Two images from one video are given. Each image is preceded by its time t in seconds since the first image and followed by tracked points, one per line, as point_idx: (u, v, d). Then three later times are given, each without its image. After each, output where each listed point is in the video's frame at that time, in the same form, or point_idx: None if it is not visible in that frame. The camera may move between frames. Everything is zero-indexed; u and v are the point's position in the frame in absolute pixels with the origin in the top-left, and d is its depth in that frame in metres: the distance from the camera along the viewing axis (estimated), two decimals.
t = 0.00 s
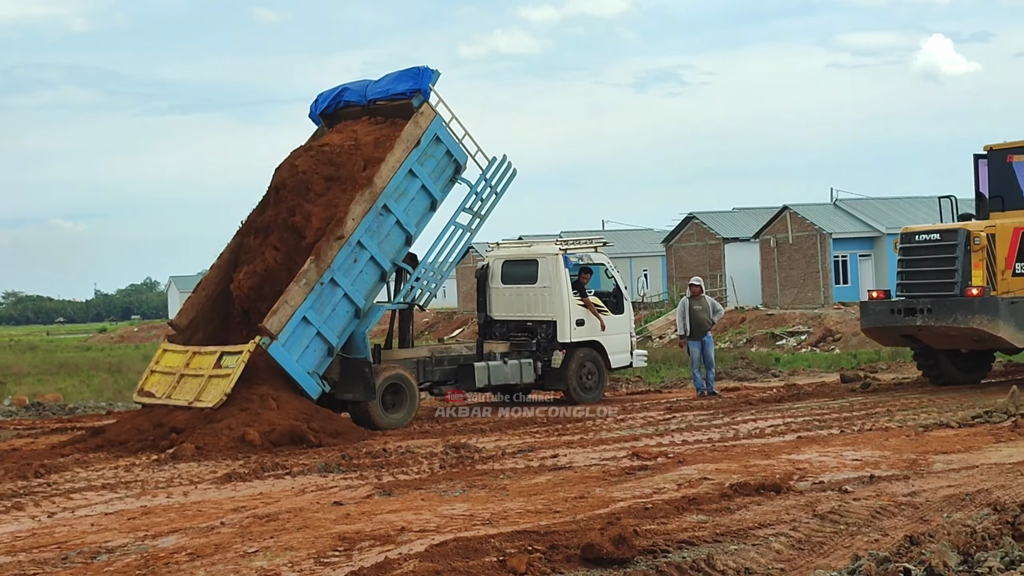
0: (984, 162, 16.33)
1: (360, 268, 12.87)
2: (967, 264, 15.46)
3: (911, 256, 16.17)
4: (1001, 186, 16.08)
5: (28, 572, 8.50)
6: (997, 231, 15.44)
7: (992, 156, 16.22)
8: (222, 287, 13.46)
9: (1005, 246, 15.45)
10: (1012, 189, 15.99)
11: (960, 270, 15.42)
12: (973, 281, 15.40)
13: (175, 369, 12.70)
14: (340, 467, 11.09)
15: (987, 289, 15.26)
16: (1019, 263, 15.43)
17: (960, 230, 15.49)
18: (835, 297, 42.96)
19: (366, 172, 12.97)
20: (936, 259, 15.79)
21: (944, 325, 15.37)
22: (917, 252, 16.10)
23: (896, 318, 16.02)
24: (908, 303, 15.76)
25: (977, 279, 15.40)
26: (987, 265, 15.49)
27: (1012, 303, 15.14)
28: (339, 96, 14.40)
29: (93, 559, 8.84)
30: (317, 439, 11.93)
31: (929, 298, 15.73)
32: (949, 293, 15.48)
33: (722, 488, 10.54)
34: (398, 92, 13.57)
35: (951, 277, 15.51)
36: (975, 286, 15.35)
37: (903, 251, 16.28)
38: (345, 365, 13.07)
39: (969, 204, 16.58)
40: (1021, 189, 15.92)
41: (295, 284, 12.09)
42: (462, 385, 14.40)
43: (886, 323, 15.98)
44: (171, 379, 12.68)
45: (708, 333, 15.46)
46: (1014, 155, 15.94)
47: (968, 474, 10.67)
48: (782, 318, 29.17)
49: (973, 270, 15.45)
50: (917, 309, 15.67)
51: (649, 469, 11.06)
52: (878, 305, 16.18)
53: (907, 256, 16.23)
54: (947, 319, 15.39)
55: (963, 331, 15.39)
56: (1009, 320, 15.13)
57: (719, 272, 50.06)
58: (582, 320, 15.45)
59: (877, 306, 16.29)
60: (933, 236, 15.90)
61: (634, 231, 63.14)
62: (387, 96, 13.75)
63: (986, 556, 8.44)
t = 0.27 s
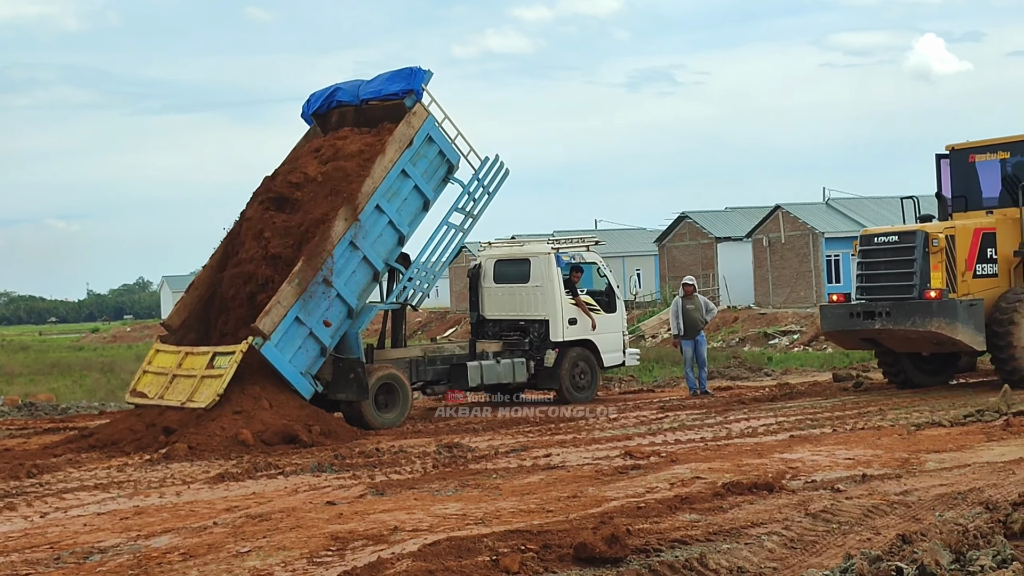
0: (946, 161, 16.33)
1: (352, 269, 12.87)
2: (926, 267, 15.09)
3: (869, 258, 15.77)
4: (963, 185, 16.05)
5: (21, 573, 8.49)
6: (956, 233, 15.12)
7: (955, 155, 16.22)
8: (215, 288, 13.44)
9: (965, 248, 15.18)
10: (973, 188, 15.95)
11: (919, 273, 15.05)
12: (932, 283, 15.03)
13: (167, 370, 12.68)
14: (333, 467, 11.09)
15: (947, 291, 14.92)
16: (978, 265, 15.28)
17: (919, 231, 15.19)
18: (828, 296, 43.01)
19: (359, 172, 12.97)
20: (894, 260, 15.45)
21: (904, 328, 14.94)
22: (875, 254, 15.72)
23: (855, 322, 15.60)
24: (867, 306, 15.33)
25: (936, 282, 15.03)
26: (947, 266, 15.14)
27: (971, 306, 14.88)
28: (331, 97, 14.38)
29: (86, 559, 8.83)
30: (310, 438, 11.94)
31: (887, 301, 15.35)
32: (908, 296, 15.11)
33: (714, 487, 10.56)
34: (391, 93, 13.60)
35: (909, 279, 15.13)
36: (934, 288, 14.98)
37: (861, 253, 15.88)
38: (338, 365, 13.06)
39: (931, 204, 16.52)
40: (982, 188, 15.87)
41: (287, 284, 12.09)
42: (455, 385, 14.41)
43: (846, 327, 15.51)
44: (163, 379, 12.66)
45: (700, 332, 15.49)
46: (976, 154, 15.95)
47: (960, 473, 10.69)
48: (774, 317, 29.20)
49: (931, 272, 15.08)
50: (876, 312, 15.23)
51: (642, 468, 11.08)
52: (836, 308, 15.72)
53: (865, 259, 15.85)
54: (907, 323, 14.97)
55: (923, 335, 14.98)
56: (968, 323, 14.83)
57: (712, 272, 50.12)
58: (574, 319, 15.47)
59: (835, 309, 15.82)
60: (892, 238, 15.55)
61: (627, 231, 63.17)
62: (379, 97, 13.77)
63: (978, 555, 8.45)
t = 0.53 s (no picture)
0: (906, 161, 16.22)
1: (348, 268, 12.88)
2: (886, 267, 14.93)
3: (829, 260, 15.62)
4: (923, 185, 15.90)
5: (14, 573, 8.49)
6: (915, 233, 14.98)
7: (915, 155, 16.10)
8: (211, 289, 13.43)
9: (926, 248, 15.03)
10: (932, 188, 15.79)
11: (879, 273, 14.90)
12: (892, 284, 14.88)
13: (162, 368, 12.67)
14: (327, 466, 11.09)
15: (906, 292, 14.77)
16: (939, 265, 15.13)
17: (878, 231, 15.02)
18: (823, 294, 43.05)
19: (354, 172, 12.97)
20: (854, 262, 15.28)
21: (863, 330, 14.74)
22: (835, 255, 15.56)
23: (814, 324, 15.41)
24: (826, 308, 15.13)
25: (896, 283, 14.88)
26: (907, 267, 14.99)
27: (930, 307, 14.69)
28: (325, 97, 14.32)
29: (79, 559, 8.83)
30: (304, 438, 11.94)
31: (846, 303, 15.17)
32: (868, 298, 14.95)
33: (708, 486, 10.57)
34: (386, 93, 13.58)
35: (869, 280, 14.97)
36: (894, 289, 14.84)
37: (821, 254, 15.73)
38: (334, 364, 13.06)
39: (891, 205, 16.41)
40: (942, 188, 15.71)
41: (282, 283, 12.10)
42: (450, 384, 14.41)
43: (806, 329, 15.32)
44: (158, 378, 12.66)
45: (695, 331, 15.50)
46: (935, 154, 15.81)
47: (953, 472, 10.70)
48: (768, 316, 29.24)
49: (891, 273, 14.92)
50: (836, 314, 15.03)
51: (635, 467, 11.09)
52: (795, 310, 15.52)
53: (825, 260, 15.69)
54: (865, 324, 14.78)
55: (882, 337, 14.78)
56: (928, 324, 14.65)
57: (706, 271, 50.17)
58: (569, 319, 15.47)
59: (794, 311, 15.62)
60: (851, 239, 15.40)
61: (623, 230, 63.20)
62: (374, 96, 13.75)
63: (970, 553, 8.47)
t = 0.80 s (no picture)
0: (870, 159, 16.07)
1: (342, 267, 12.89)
2: (850, 267, 14.75)
3: (793, 260, 15.48)
4: (886, 184, 15.76)
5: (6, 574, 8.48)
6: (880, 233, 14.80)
7: (878, 152, 15.91)
8: (206, 288, 13.43)
9: (889, 248, 14.87)
10: (895, 186, 15.64)
11: (843, 273, 14.73)
12: (856, 284, 14.72)
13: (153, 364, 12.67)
14: (320, 466, 11.09)
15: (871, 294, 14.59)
16: (903, 265, 14.98)
17: (842, 231, 14.86)
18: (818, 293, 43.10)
19: (349, 171, 12.99)
20: (818, 262, 15.13)
21: (826, 331, 14.62)
22: (798, 256, 15.42)
23: (777, 325, 15.27)
24: (789, 309, 15.02)
25: (861, 284, 14.72)
26: (870, 268, 14.85)
27: (895, 309, 14.54)
28: (318, 96, 14.29)
29: (72, 559, 8.82)
30: (297, 437, 11.94)
31: (810, 304, 15.01)
32: (832, 298, 14.80)
33: (701, 485, 10.58)
34: (380, 92, 13.58)
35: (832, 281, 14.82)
36: (858, 290, 14.68)
37: (784, 254, 15.58)
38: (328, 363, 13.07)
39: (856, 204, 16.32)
40: (905, 186, 15.56)
41: (276, 282, 12.12)
42: (443, 383, 14.41)
43: (768, 330, 15.19)
44: (148, 373, 12.64)
45: (688, 330, 15.51)
46: (899, 151, 15.63)
47: (946, 470, 10.72)
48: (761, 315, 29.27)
49: (855, 274, 14.76)
50: (799, 316, 14.91)
51: (629, 466, 11.10)
52: (758, 311, 15.39)
53: (789, 260, 15.55)
54: (829, 326, 14.65)
55: (846, 338, 14.65)
56: (893, 326, 14.52)
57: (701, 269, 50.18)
58: (562, 318, 15.48)
59: (758, 312, 15.49)
60: (815, 238, 15.23)
61: (619, 229, 63.22)
62: (368, 95, 13.75)
63: (963, 551, 8.47)
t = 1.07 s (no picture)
0: (831, 157, 15.70)
1: (334, 266, 12.89)
2: (815, 269, 14.41)
3: (756, 260, 15.09)
4: (849, 183, 15.40)
5: None
6: (844, 235, 14.44)
7: (839, 151, 15.55)
8: (199, 289, 13.42)
9: (853, 250, 14.50)
10: (858, 186, 15.29)
11: (807, 275, 14.39)
12: (820, 287, 14.38)
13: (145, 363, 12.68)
14: (313, 465, 11.10)
15: (835, 297, 14.28)
16: (867, 267, 14.64)
17: (807, 232, 14.47)
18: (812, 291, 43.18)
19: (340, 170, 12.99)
20: (781, 264, 14.75)
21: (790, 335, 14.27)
22: (761, 256, 15.03)
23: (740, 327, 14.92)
24: (753, 311, 14.63)
25: (825, 286, 14.40)
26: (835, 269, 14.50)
27: (860, 312, 14.20)
28: (310, 95, 14.27)
29: (64, 559, 8.82)
30: (290, 436, 11.94)
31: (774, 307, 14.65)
32: (796, 301, 14.45)
33: (694, 483, 10.59)
34: (371, 90, 13.56)
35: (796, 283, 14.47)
36: (822, 293, 14.36)
37: (747, 254, 15.19)
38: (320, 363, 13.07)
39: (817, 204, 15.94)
40: (868, 186, 15.21)
41: (268, 281, 12.12)
42: (436, 383, 14.42)
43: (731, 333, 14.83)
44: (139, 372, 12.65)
45: (681, 329, 15.52)
46: (861, 150, 15.28)
47: (938, 468, 10.74)
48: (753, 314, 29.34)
49: (819, 276, 14.42)
50: (762, 318, 14.53)
51: (622, 465, 11.12)
52: (721, 313, 15.00)
53: (751, 260, 15.17)
54: (794, 329, 14.28)
55: (810, 342, 14.30)
56: (858, 329, 14.17)
57: (694, 268, 50.23)
58: (555, 317, 15.49)
59: (720, 314, 15.10)
60: (778, 239, 14.83)
61: (613, 228, 63.27)
62: (360, 94, 13.72)
63: (955, 549, 8.48)
